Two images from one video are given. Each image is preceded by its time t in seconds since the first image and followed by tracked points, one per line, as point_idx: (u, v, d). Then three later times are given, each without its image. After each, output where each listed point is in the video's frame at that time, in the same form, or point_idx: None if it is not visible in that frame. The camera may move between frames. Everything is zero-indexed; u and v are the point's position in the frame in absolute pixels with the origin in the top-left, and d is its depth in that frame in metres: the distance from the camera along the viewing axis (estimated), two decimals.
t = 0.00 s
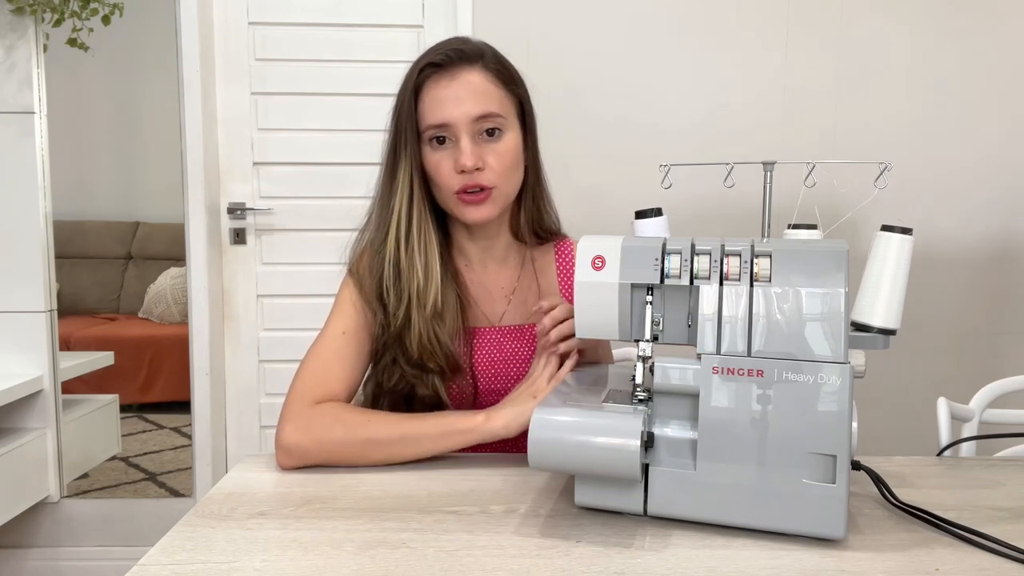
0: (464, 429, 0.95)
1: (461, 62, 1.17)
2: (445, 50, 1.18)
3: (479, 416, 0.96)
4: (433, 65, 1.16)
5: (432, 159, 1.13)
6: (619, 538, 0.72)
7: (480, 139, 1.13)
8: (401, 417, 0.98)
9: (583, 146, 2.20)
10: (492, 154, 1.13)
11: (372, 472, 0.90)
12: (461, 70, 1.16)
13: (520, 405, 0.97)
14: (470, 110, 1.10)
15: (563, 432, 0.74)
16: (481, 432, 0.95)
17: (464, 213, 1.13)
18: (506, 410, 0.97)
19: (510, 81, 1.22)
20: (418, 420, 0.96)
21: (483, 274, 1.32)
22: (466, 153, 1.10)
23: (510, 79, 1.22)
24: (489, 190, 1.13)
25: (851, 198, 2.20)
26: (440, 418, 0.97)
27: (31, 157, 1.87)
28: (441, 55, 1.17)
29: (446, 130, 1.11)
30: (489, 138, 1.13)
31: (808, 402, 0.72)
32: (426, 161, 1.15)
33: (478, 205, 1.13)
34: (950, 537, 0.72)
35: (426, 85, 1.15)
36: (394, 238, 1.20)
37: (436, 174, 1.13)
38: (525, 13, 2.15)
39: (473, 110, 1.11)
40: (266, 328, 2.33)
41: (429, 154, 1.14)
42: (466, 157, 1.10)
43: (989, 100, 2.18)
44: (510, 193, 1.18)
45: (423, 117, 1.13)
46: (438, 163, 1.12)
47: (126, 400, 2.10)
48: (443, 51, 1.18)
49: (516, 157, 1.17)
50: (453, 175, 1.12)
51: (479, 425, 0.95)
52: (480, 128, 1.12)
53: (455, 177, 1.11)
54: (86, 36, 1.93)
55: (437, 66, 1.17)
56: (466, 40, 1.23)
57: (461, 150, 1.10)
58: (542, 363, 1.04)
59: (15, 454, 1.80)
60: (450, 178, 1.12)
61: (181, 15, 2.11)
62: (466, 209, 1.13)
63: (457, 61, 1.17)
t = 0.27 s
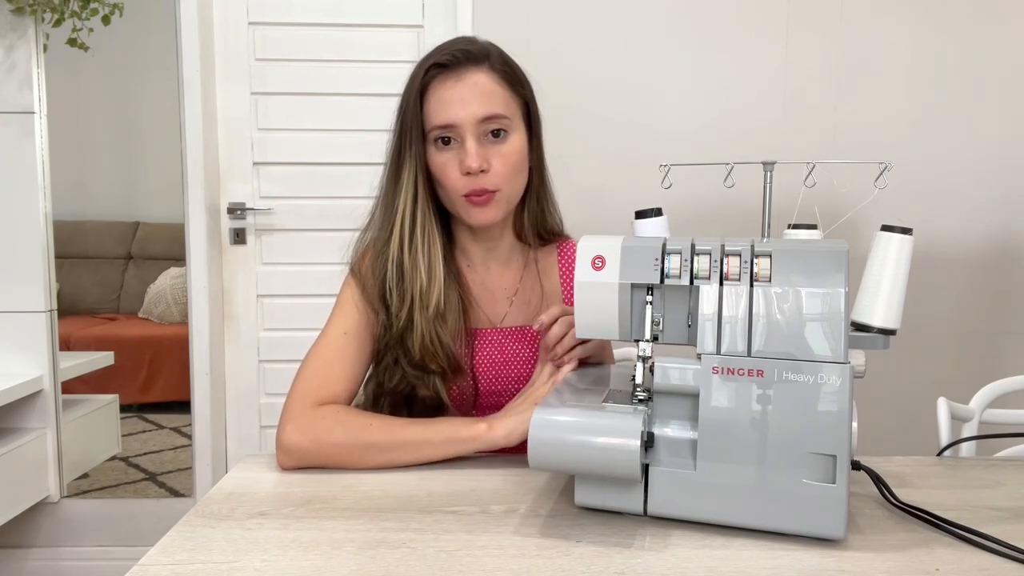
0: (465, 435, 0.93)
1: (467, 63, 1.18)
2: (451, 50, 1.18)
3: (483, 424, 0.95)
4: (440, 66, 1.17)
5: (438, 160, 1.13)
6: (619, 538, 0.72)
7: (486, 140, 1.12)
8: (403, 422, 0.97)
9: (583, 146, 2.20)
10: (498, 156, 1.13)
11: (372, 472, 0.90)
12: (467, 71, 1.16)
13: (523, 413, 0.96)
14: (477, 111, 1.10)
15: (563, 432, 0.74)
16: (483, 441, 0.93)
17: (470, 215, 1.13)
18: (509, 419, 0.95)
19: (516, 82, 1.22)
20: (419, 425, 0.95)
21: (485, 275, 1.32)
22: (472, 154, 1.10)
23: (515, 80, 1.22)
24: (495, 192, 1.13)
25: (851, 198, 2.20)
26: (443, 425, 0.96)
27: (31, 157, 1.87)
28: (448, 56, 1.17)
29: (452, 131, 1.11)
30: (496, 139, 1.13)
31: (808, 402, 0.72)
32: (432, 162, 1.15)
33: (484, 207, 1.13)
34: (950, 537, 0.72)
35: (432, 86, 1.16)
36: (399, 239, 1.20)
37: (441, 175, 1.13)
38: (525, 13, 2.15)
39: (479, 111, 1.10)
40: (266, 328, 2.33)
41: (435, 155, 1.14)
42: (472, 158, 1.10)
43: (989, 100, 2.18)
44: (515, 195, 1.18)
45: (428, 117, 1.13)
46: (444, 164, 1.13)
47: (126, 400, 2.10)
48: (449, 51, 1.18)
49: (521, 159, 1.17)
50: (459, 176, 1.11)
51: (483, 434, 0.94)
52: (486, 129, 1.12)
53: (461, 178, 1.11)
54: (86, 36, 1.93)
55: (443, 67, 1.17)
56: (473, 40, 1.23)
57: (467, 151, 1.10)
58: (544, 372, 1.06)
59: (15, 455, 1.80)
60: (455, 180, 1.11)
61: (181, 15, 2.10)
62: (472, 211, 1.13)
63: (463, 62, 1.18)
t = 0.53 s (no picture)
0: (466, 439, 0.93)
1: (479, 63, 1.17)
2: (463, 49, 1.18)
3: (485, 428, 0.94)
4: (453, 64, 1.16)
5: (450, 159, 1.12)
6: (619, 538, 0.72)
7: (500, 140, 1.12)
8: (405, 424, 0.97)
9: (583, 146, 2.20)
10: (512, 154, 1.13)
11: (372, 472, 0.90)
12: (480, 70, 1.16)
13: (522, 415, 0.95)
14: (492, 111, 1.10)
15: (563, 432, 0.74)
16: (483, 445, 0.92)
17: (480, 212, 1.13)
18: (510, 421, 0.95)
19: (522, 84, 1.23)
20: (419, 428, 0.95)
21: (483, 275, 1.32)
22: (488, 152, 1.10)
23: (523, 82, 1.23)
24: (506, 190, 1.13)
25: (851, 198, 2.20)
26: (444, 428, 0.95)
27: (31, 157, 1.87)
28: (461, 54, 1.17)
29: (466, 130, 1.11)
30: (509, 138, 1.13)
31: (808, 402, 0.72)
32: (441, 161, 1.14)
33: (496, 204, 1.13)
34: (950, 537, 0.72)
35: (445, 83, 1.15)
36: (402, 240, 1.20)
37: (453, 173, 1.13)
38: (525, 13, 2.15)
39: (494, 111, 1.10)
40: (266, 328, 2.32)
41: (445, 154, 1.13)
42: (488, 156, 1.09)
43: (989, 100, 2.18)
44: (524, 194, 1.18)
45: (441, 115, 1.13)
46: (455, 163, 1.12)
47: (126, 400, 2.10)
48: (461, 49, 1.18)
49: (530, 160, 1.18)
50: (472, 173, 1.11)
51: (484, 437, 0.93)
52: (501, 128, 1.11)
53: (475, 175, 1.11)
54: (86, 36, 1.93)
55: (456, 65, 1.17)
56: (481, 40, 1.23)
57: (483, 149, 1.10)
58: (543, 371, 1.05)
59: (15, 455, 1.80)
60: (469, 178, 1.11)
61: (181, 15, 2.10)
62: (485, 207, 1.13)
63: (476, 61, 1.18)
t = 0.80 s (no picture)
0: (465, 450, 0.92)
1: (488, 62, 1.17)
2: (471, 47, 1.17)
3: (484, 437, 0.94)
4: (462, 63, 1.16)
5: (460, 158, 1.14)
6: (619, 538, 0.72)
7: (509, 139, 1.14)
8: (407, 429, 0.97)
9: (582, 146, 2.20)
10: (520, 153, 1.15)
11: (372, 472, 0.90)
12: (489, 69, 1.16)
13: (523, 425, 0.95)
14: (502, 110, 1.12)
15: (562, 432, 0.74)
16: (482, 453, 0.92)
17: (489, 209, 1.15)
18: (509, 430, 0.94)
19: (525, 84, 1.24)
20: (420, 435, 0.95)
21: (482, 274, 1.31)
22: (499, 150, 1.11)
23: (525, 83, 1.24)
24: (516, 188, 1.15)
25: (851, 198, 2.20)
26: (444, 434, 0.95)
27: (31, 157, 1.86)
28: (469, 53, 1.16)
29: (476, 128, 1.12)
30: (516, 136, 1.15)
31: (808, 402, 0.72)
32: (451, 160, 1.15)
33: (504, 203, 1.15)
34: (950, 537, 0.72)
35: (455, 83, 1.14)
36: (409, 239, 1.19)
37: (464, 172, 1.14)
38: (525, 13, 2.15)
39: (504, 110, 1.13)
40: (266, 327, 2.32)
41: (454, 152, 1.14)
42: (500, 154, 1.11)
43: (989, 100, 2.18)
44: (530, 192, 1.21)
45: (452, 115, 1.13)
46: (465, 162, 1.13)
47: (126, 400, 2.10)
48: (469, 48, 1.17)
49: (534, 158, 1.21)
50: (483, 172, 1.13)
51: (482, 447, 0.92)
52: (509, 128, 1.14)
53: (486, 173, 1.13)
54: (86, 36, 1.93)
55: (465, 64, 1.16)
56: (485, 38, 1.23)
57: (494, 147, 1.12)
58: (544, 379, 1.08)
59: (15, 454, 1.80)
60: (479, 177, 1.13)
61: (181, 15, 2.10)
62: (490, 207, 1.15)
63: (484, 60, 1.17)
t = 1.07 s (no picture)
0: (464, 451, 0.92)
1: (479, 58, 1.18)
2: (463, 44, 1.18)
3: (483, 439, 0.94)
4: (452, 58, 1.17)
5: (449, 150, 1.16)
6: (619, 538, 0.72)
7: (498, 131, 1.16)
8: (407, 430, 0.97)
9: (583, 146, 2.20)
10: (509, 146, 1.16)
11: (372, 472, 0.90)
12: (479, 65, 1.17)
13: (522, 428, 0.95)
14: (491, 103, 1.14)
15: (563, 432, 0.74)
16: (481, 455, 0.92)
17: (479, 202, 1.16)
18: (507, 433, 0.94)
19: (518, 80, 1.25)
20: (419, 435, 0.95)
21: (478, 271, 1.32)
22: (486, 144, 1.13)
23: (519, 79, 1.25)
24: (505, 180, 1.16)
25: (851, 198, 2.20)
26: (444, 436, 0.95)
27: (31, 157, 1.86)
28: (461, 49, 1.17)
29: (465, 119, 1.14)
30: (504, 129, 1.17)
31: (808, 402, 0.72)
32: (442, 152, 1.17)
33: (494, 196, 1.16)
34: (950, 537, 0.72)
35: (446, 77, 1.16)
36: (402, 232, 1.21)
37: (453, 165, 1.15)
38: (525, 13, 2.15)
39: (493, 102, 1.14)
40: (266, 327, 2.32)
41: (444, 145, 1.16)
42: (487, 146, 1.13)
43: (989, 100, 2.18)
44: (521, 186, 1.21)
45: (442, 108, 1.15)
46: (454, 154, 1.15)
47: (126, 400, 2.10)
48: (460, 44, 1.18)
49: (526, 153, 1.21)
50: (472, 164, 1.14)
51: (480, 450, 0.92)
52: (497, 121, 1.16)
53: (474, 166, 1.14)
54: (86, 36, 1.93)
55: (456, 59, 1.17)
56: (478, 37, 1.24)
57: (481, 140, 1.14)
58: (542, 384, 1.10)
59: (15, 454, 1.80)
60: (468, 169, 1.14)
61: (181, 15, 2.10)
62: (482, 200, 1.15)
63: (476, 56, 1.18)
